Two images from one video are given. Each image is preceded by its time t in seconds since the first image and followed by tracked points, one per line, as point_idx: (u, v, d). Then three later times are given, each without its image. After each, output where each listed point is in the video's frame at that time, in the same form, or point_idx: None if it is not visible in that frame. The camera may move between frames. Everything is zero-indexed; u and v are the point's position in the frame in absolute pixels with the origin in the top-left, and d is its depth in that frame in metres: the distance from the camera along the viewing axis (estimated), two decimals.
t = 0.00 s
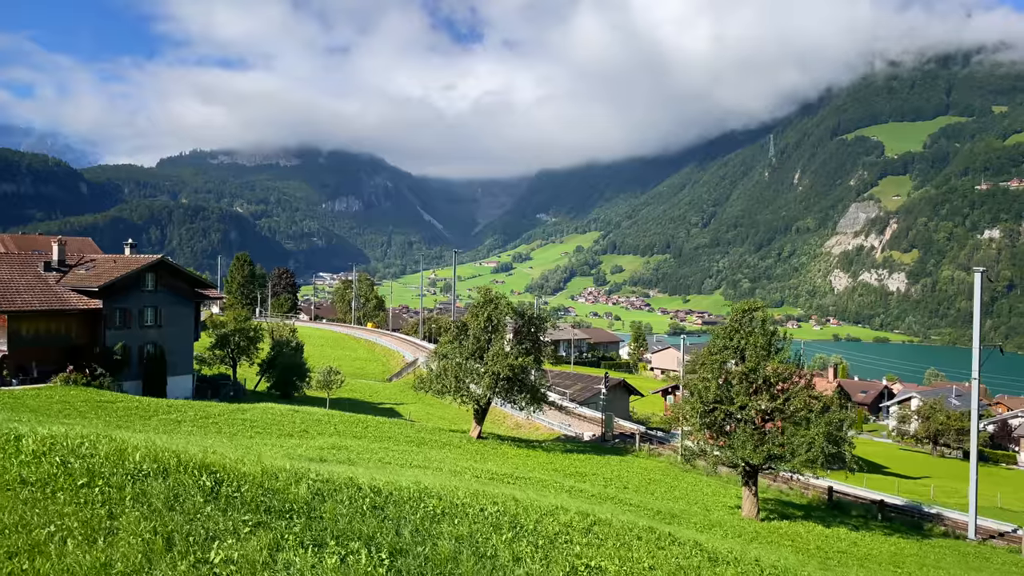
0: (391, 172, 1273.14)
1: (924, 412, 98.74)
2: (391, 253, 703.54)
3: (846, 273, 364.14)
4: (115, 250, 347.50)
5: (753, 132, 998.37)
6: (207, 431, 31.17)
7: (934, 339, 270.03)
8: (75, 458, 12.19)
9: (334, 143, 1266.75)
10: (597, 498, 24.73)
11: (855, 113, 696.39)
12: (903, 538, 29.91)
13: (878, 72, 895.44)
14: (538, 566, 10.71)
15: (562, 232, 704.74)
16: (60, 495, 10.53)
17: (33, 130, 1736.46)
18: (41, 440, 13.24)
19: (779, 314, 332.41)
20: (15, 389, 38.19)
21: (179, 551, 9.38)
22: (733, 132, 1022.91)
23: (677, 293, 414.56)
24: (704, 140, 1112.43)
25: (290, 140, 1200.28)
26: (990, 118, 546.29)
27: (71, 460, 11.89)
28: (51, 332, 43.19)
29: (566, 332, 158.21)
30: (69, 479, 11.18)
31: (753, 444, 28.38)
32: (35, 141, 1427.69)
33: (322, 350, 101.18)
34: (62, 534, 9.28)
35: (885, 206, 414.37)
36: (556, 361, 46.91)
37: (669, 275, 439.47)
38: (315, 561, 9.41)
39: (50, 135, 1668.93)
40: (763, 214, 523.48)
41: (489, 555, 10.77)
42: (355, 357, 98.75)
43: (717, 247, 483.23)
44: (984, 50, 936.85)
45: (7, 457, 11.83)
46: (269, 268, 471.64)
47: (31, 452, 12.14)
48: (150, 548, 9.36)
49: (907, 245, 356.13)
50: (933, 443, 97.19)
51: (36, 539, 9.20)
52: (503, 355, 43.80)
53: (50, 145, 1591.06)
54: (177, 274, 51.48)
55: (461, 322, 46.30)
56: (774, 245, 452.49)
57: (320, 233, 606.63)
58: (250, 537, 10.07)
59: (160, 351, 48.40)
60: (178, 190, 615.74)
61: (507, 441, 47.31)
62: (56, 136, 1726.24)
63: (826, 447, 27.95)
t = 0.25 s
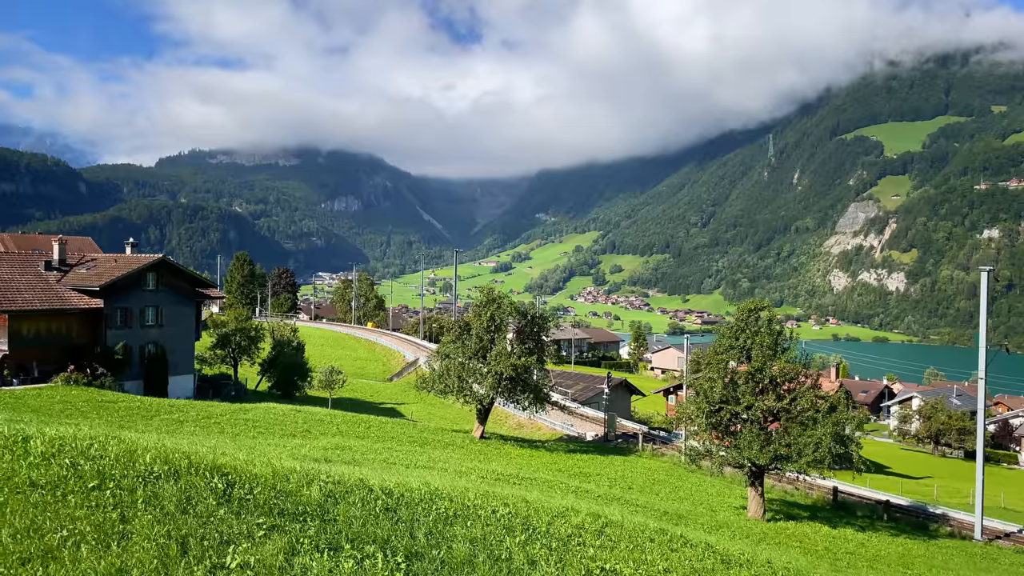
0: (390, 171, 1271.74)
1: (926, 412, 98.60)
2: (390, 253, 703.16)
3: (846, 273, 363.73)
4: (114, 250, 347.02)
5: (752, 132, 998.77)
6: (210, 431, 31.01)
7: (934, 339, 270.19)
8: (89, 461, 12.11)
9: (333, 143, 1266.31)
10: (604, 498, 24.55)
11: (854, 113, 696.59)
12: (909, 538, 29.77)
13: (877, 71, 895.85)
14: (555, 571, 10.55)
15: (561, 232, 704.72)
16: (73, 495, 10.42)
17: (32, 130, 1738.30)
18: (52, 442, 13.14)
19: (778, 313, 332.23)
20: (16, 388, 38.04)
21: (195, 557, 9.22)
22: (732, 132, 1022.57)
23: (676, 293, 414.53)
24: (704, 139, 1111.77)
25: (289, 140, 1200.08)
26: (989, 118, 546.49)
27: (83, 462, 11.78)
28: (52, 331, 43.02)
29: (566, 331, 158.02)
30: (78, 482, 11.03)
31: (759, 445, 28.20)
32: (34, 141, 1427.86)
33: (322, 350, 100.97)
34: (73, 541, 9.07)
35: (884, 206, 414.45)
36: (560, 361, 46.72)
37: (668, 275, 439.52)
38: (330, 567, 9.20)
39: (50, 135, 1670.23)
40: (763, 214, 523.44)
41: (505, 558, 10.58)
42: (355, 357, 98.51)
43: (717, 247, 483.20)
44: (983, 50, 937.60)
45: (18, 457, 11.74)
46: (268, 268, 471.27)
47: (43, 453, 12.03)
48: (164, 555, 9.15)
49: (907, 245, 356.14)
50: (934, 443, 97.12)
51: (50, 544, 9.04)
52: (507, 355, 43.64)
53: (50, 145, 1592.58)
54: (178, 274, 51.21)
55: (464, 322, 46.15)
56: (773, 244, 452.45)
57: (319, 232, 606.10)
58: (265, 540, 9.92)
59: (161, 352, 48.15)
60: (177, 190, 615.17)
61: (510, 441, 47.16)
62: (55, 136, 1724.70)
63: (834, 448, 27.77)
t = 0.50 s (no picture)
0: (389, 172, 1270.78)
1: (927, 412, 98.27)
2: (389, 253, 702.87)
3: (845, 274, 363.68)
4: (114, 250, 346.70)
5: (752, 133, 999.46)
6: (214, 433, 30.81)
7: (933, 339, 270.65)
8: (98, 467, 11.96)
9: (332, 144, 1265.95)
10: (611, 500, 24.43)
11: (853, 113, 697.18)
12: (917, 542, 29.63)
13: (876, 72, 896.56)
14: None
15: (560, 232, 704.67)
16: (86, 503, 10.33)
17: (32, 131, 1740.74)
18: (59, 447, 12.97)
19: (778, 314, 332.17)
20: (18, 390, 37.96)
21: (213, 567, 9.04)
22: (731, 132, 1022.87)
23: (676, 293, 414.74)
24: (703, 140, 1111.53)
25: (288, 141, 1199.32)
26: (988, 119, 546.92)
27: (95, 468, 11.70)
28: (53, 333, 42.90)
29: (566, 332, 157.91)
30: (89, 489, 10.92)
31: (766, 447, 28.02)
32: (34, 143, 1427.48)
33: (323, 351, 100.78)
34: (88, 550, 8.88)
35: (884, 207, 414.72)
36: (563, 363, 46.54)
37: (668, 276, 439.50)
38: None
39: (49, 136, 1671.15)
40: (762, 215, 523.57)
41: (521, 564, 10.44)
42: (356, 358, 98.35)
43: (716, 248, 483.28)
44: (982, 51, 938.75)
45: (27, 463, 11.59)
46: (268, 268, 471.04)
47: (53, 460, 11.88)
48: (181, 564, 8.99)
49: (906, 246, 356.32)
50: (936, 444, 96.84)
51: (63, 556, 8.82)
52: (510, 356, 43.49)
53: (50, 146, 1593.62)
54: (180, 275, 50.98)
55: (467, 323, 45.98)
56: (773, 245, 452.46)
57: (318, 233, 605.77)
58: (281, 551, 9.75)
59: (163, 353, 48.02)
60: (177, 191, 614.83)
61: (513, 443, 46.97)
62: (53, 137, 1722.61)
63: (840, 451, 27.71)
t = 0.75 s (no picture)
0: (388, 173, 1269.74)
1: (929, 413, 98.06)
2: (388, 254, 702.37)
3: (844, 275, 363.50)
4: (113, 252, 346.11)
5: (751, 134, 999.78)
6: (216, 434, 30.67)
7: (932, 340, 271.01)
8: (110, 469, 11.80)
9: (331, 145, 1265.17)
10: (617, 502, 24.22)
11: (852, 114, 697.45)
12: (924, 543, 29.53)
13: (875, 73, 897.61)
14: None
15: (559, 233, 704.13)
16: (96, 506, 10.12)
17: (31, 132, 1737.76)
18: (67, 450, 12.76)
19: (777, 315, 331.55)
20: (20, 391, 37.75)
21: None
22: (730, 133, 1023.27)
23: (675, 295, 414.72)
24: (702, 141, 1112.18)
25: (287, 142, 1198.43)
26: (987, 120, 547.69)
27: (104, 470, 11.48)
28: (54, 334, 42.69)
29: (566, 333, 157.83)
30: (102, 491, 10.73)
31: (772, 448, 27.84)
32: (32, 144, 1423.82)
33: (324, 351, 100.52)
34: (105, 557, 8.77)
35: (883, 208, 414.86)
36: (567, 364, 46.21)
37: (667, 277, 439.29)
38: None
39: (48, 138, 1668.64)
40: (762, 216, 523.54)
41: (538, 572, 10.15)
42: (357, 359, 98.22)
43: (715, 249, 482.94)
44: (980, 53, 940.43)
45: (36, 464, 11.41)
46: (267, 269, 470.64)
47: (63, 463, 11.70)
48: None
49: (905, 247, 356.04)
50: (937, 445, 96.65)
51: (79, 565, 8.56)
52: (513, 357, 43.30)
53: (49, 147, 1591.21)
54: (182, 275, 50.74)
55: (470, 324, 45.81)
56: (772, 246, 452.39)
57: (318, 234, 605.13)
58: (297, 557, 9.51)
59: (164, 355, 47.85)
60: (176, 192, 614.17)
61: (515, 444, 46.79)
62: (51, 138, 1717.58)
63: (848, 453, 27.50)
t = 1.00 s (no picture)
0: (387, 174, 1268.86)
1: (931, 415, 98.03)
2: (387, 255, 701.85)
3: (843, 276, 363.46)
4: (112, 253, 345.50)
5: (750, 135, 1000.25)
6: (220, 436, 30.49)
7: (931, 342, 270.98)
8: (122, 475, 11.68)
9: (330, 146, 1264.42)
10: (625, 506, 24.07)
11: (851, 115, 697.94)
12: (932, 546, 29.43)
13: (874, 74, 898.30)
14: None
15: (559, 234, 703.86)
16: (111, 513, 9.98)
17: (29, 133, 1734.12)
18: (73, 455, 12.59)
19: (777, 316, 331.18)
20: (21, 392, 37.61)
21: None
22: (729, 134, 1023.47)
23: (674, 296, 414.39)
24: (701, 142, 1112.55)
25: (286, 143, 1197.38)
26: (986, 122, 548.11)
27: (116, 477, 11.36)
28: (56, 335, 42.48)
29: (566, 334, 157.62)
30: (116, 497, 10.58)
31: (780, 450, 27.64)
32: (30, 145, 1419.67)
33: (324, 352, 100.42)
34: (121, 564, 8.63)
35: (882, 209, 415.00)
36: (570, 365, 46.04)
37: (666, 278, 439.11)
38: None
39: (46, 139, 1666.09)
40: (761, 217, 523.55)
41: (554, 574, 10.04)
42: (357, 360, 98.12)
43: (715, 250, 482.82)
44: (979, 53, 941.24)
45: (48, 471, 11.26)
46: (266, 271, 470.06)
47: (73, 468, 11.55)
48: None
49: (904, 248, 355.96)
50: (939, 446, 96.62)
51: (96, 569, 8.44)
52: (516, 359, 43.18)
53: (47, 148, 1587.47)
54: (184, 276, 50.61)
55: (473, 325, 45.64)
56: (771, 247, 452.45)
57: (317, 235, 604.46)
58: (316, 561, 9.38)
59: (166, 355, 47.66)
60: (175, 194, 613.66)
61: (519, 445, 46.62)
62: (49, 139, 1714.93)
63: (855, 454, 27.40)
